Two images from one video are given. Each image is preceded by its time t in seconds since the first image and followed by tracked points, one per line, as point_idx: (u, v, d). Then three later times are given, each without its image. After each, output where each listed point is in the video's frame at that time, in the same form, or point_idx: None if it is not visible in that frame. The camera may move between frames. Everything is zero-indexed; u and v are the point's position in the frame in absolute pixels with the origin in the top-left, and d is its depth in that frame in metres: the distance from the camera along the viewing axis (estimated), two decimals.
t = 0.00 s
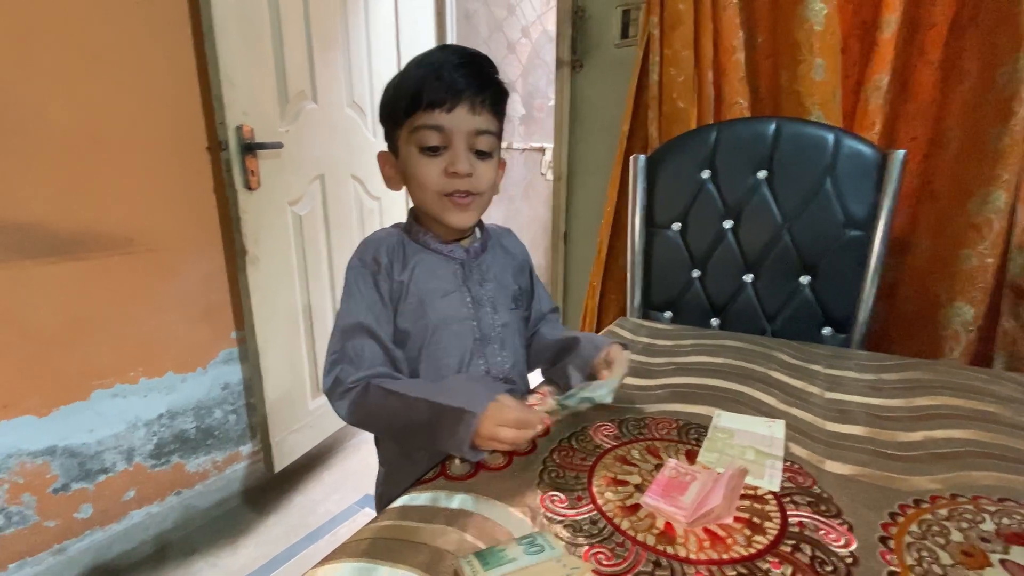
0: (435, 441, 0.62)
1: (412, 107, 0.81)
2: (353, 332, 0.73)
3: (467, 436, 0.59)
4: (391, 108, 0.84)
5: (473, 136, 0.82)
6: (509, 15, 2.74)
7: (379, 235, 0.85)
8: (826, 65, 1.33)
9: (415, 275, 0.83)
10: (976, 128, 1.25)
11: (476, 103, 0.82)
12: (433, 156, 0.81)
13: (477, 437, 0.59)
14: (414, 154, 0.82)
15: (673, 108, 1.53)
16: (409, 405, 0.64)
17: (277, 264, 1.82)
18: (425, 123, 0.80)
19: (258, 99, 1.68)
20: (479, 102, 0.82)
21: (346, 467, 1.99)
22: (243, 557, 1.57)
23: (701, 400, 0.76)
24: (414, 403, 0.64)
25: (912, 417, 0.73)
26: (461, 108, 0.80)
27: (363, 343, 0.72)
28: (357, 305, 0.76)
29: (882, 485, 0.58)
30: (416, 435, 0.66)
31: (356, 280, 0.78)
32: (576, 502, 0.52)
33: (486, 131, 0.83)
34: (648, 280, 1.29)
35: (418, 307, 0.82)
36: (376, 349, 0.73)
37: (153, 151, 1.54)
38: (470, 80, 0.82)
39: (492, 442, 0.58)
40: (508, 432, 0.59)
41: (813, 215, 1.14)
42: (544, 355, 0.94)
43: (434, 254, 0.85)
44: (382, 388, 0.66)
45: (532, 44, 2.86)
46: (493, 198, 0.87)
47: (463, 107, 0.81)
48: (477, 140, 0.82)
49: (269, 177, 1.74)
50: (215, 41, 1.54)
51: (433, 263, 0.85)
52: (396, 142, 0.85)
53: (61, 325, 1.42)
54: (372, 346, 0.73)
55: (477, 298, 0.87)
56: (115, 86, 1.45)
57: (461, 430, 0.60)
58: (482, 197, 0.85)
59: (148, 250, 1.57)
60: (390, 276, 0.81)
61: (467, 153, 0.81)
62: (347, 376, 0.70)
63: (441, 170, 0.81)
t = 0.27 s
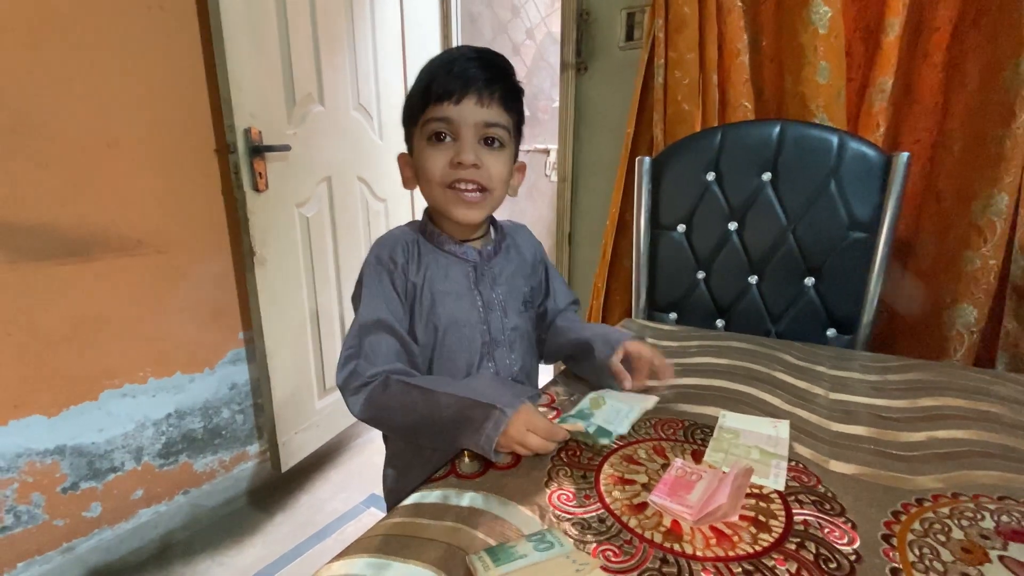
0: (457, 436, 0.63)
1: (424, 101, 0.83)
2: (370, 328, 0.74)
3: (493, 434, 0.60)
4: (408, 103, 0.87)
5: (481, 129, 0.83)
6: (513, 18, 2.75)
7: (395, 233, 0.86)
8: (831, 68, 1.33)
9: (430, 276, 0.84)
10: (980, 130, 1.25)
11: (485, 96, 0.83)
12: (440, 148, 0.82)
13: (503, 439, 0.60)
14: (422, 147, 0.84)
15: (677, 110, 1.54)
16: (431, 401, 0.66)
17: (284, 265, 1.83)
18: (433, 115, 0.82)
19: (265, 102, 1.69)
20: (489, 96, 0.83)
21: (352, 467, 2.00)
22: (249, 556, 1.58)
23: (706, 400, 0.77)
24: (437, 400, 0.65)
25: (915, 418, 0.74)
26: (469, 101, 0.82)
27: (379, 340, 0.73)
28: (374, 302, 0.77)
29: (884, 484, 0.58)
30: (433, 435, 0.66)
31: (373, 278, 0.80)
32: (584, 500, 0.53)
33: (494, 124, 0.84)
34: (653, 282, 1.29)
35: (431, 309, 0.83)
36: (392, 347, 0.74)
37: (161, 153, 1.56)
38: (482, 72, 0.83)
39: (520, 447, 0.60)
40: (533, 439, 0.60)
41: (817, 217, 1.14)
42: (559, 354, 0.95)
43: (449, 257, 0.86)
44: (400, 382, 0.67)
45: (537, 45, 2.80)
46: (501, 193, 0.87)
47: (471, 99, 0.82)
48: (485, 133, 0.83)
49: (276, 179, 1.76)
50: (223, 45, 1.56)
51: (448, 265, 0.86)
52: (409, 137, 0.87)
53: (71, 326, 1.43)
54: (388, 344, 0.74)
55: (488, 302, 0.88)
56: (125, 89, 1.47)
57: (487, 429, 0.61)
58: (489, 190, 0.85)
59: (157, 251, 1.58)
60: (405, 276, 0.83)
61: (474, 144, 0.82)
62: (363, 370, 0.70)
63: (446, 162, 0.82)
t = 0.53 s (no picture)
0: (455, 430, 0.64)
1: (435, 106, 0.85)
2: (375, 329, 0.74)
3: (481, 427, 0.62)
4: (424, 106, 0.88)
5: (485, 139, 0.83)
6: (508, 20, 2.75)
7: (399, 233, 0.87)
8: (822, 71, 1.35)
9: (432, 278, 0.84)
10: (969, 133, 1.27)
11: (494, 108, 0.83)
12: (443, 153, 0.83)
13: (491, 435, 0.61)
14: (427, 150, 0.85)
15: (670, 113, 1.55)
16: (429, 395, 0.67)
17: (279, 267, 1.83)
18: (440, 120, 0.83)
19: (260, 103, 1.69)
20: (499, 108, 0.83)
21: (346, 468, 2.01)
22: (244, 558, 1.58)
23: (698, 401, 0.78)
24: (435, 395, 0.66)
25: (904, 419, 0.75)
26: (477, 110, 0.82)
27: (383, 340, 0.74)
28: (379, 302, 0.78)
29: (872, 484, 0.59)
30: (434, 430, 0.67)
31: (377, 278, 0.80)
32: (575, 501, 0.54)
33: (499, 137, 0.84)
34: (646, 283, 1.30)
35: (433, 310, 0.84)
36: (395, 346, 0.75)
37: (156, 155, 1.55)
38: (495, 82, 0.84)
39: (510, 443, 0.61)
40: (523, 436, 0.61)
41: (809, 219, 1.15)
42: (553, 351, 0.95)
43: (451, 258, 0.86)
44: (402, 378, 0.68)
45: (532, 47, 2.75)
46: (500, 205, 0.87)
47: (479, 109, 0.82)
48: (489, 144, 0.83)
49: (271, 181, 1.76)
50: (218, 46, 1.56)
51: (449, 267, 0.86)
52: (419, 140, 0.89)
53: (64, 328, 1.43)
54: (392, 343, 0.75)
55: (487, 304, 0.88)
56: (119, 91, 1.47)
57: (478, 423, 0.62)
58: (487, 201, 0.85)
59: (151, 253, 1.58)
60: (408, 277, 0.83)
61: (476, 154, 0.83)
62: (368, 367, 0.71)
63: (446, 167, 0.82)
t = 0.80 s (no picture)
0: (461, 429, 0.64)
1: (448, 102, 0.84)
2: (382, 331, 0.74)
3: (490, 427, 0.61)
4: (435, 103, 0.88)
5: (498, 136, 0.82)
6: (509, 20, 2.75)
7: (406, 234, 0.87)
8: (823, 71, 1.34)
9: (439, 278, 0.84)
10: (971, 133, 1.26)
11: (507, 106, 0.82)
12: (455, 149, 0.82)
13: (497, 437, 0.61)
14: (439, 146, 0.84)
15: (671, 114, 1.54)
16: (435, 396, 0.67)
17: (279, 268, 1.83)
18: (453, 116, 0.82)
19: (259, 104, 1.69)
20: (512, 106, 0.83)
21: (347, 470, 2.00)
22: (243, 561, 1.58)
23: (700, 404, 0.78)
24: (441, 395, 0.66)
25: (907, 421, 0.74)
26: (490, 107, 0.81)
27: (389, 341, 0.74)
28: (385, 304, 0.78)
29: (876, 488, 0.59)
30: (441, 429, 0.67)
31: (384, 280, 0.80)
32: (575, 504, 0.53)
33: (512, 134, 0.83)
34: (647, 284, 1.29)
35: (441, 311, 0.84)
36: (402, 348, 0.75)
37: (156, 156, 1.55)
38: (508, 83, 0.83)
39: (518, 445, 0.60)
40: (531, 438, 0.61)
41: (811, 220, 1.15)
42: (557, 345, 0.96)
43: (459, 258, 0.86)
44: (408, 378, 0.69)
45: (532, 49, 2.71)
46: (510, 203, 0.86)
47: (493, 106, 0.82)
48: (501, 141, 0.82)
49: (271, 182, 1.75)
50: (217, 47, 1.56)
51: (457, 268, 0.86)
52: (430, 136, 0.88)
53: (64, 330, 1.43)
54: (398, 345, 0.75)
55: (496, 304, 0.88)
56: (118, 92, 1.47)
57: (485, 422, 0.62)
58: (497, 197, 0.84)
59: (151, 255, 1.58)
60: (417, 278, 0.83)
61: (488, 150, 0.82)
62: (374, 369, 0.72)
63: (458, 162, 0.81)
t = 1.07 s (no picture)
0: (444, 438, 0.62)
1: (466, 113, 0.78)
2: (366, 336, 0.70)
3: (478, 434, 0.60)
4: (445, 101, 0.80)
5: (516, 164, 0.80)
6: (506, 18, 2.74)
7: (392, 230, 0.83)
8: (821, 69, 1.33)
9: (430, 277, 0.82)
10: (970, 130, 1.26)
11: (529, 134, 0.79)
12: (469, 169, 0.79)
13: (489, 440, 0.60)
14: (451, 158, 0.79)
15: (668, 112, 1.54)
16: (418, 403, 0.64)
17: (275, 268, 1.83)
18: (473, 135, 0.77)
19: (254, 102, 1.68)
20: (532, 134, 0.80)
21: (343, 471, 1.99)
22: (239, 562, 1.57)
23: (697, 404, 0.77)
24: (424, 402, 0.64)
25: (907, 422, 0.73)
26: (514, 135, 0.78)
27: (374, 346, 0.71)
28: (371, 306, 0.74)
29: (876, 490, 0.58)
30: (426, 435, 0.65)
31: (372, 280, 0.76)
32: (570, 508, 0.52)
33: (530, 164, 0.81)
34: (644, 283, 1.28)
35: (432, 310, 0.82)
36: (388, 352, 0.72)
37: (150, 155, 1.54)
38: (531, 109, 0.79)
39: (507, 445, 0.60)
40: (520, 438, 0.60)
41: (810, 218, 1.14)
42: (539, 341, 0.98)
43: (451, 255, 0.85)
44: (389, 384, 0.66)
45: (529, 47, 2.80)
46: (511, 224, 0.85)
47: (517, 135, 0.78)
48: (518, 169, 0.80)
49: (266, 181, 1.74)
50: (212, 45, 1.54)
51: (449, 265, 0.85)
52: (439, 138, 0.81)
53: (57, 330, 1.42)
54: (383, 349, 0.71)
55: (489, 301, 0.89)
56: (111, 90, 1.45)
57: (472, 432, 0.60)
58: (502, 220, 0.83)
59: (145, 254, 1.56)
60: (408, 278, 0.80)
61: (504, 179, 0.79)
62: (354, 374, 0.69)
63: (471, 186, 0.79)
